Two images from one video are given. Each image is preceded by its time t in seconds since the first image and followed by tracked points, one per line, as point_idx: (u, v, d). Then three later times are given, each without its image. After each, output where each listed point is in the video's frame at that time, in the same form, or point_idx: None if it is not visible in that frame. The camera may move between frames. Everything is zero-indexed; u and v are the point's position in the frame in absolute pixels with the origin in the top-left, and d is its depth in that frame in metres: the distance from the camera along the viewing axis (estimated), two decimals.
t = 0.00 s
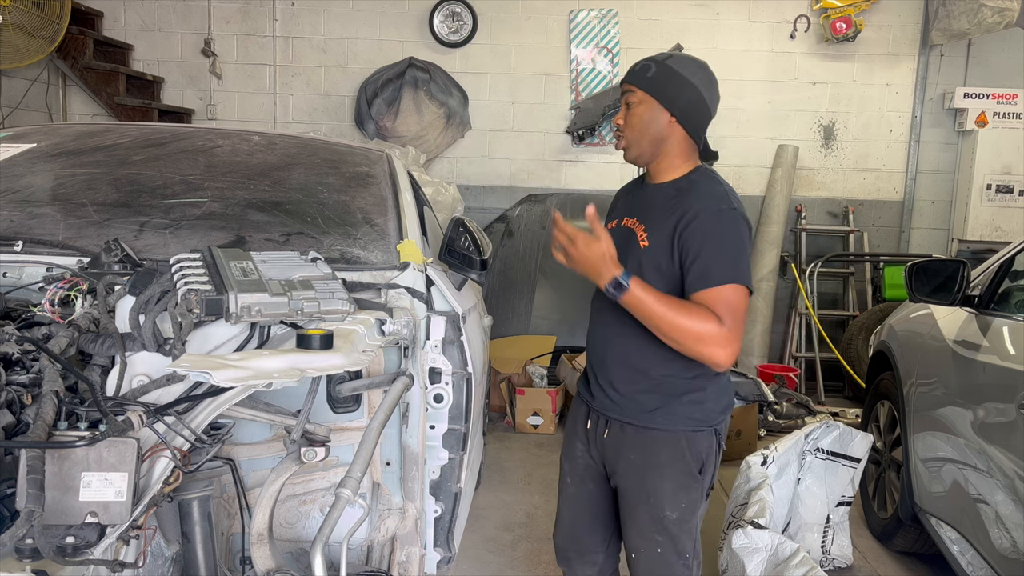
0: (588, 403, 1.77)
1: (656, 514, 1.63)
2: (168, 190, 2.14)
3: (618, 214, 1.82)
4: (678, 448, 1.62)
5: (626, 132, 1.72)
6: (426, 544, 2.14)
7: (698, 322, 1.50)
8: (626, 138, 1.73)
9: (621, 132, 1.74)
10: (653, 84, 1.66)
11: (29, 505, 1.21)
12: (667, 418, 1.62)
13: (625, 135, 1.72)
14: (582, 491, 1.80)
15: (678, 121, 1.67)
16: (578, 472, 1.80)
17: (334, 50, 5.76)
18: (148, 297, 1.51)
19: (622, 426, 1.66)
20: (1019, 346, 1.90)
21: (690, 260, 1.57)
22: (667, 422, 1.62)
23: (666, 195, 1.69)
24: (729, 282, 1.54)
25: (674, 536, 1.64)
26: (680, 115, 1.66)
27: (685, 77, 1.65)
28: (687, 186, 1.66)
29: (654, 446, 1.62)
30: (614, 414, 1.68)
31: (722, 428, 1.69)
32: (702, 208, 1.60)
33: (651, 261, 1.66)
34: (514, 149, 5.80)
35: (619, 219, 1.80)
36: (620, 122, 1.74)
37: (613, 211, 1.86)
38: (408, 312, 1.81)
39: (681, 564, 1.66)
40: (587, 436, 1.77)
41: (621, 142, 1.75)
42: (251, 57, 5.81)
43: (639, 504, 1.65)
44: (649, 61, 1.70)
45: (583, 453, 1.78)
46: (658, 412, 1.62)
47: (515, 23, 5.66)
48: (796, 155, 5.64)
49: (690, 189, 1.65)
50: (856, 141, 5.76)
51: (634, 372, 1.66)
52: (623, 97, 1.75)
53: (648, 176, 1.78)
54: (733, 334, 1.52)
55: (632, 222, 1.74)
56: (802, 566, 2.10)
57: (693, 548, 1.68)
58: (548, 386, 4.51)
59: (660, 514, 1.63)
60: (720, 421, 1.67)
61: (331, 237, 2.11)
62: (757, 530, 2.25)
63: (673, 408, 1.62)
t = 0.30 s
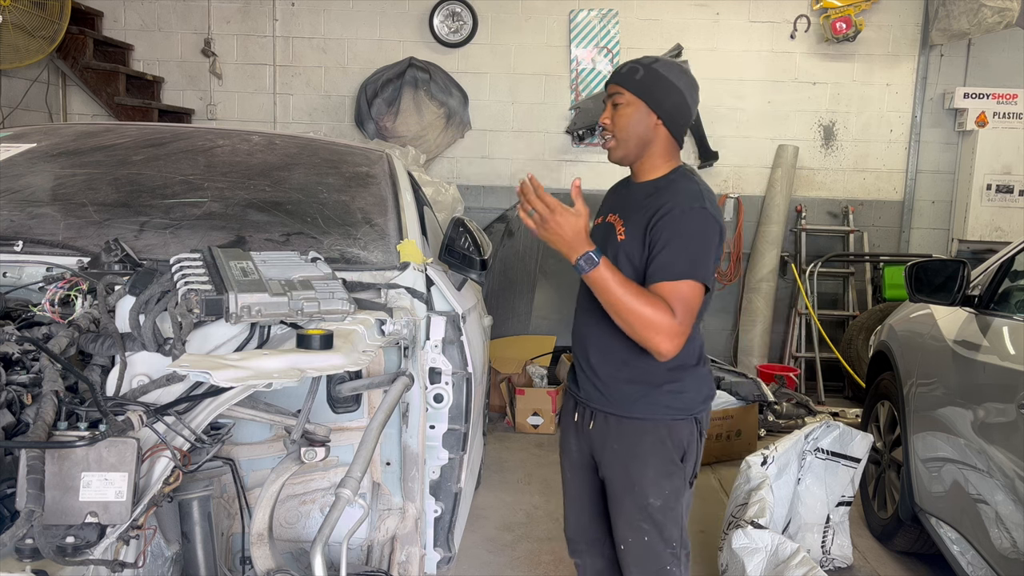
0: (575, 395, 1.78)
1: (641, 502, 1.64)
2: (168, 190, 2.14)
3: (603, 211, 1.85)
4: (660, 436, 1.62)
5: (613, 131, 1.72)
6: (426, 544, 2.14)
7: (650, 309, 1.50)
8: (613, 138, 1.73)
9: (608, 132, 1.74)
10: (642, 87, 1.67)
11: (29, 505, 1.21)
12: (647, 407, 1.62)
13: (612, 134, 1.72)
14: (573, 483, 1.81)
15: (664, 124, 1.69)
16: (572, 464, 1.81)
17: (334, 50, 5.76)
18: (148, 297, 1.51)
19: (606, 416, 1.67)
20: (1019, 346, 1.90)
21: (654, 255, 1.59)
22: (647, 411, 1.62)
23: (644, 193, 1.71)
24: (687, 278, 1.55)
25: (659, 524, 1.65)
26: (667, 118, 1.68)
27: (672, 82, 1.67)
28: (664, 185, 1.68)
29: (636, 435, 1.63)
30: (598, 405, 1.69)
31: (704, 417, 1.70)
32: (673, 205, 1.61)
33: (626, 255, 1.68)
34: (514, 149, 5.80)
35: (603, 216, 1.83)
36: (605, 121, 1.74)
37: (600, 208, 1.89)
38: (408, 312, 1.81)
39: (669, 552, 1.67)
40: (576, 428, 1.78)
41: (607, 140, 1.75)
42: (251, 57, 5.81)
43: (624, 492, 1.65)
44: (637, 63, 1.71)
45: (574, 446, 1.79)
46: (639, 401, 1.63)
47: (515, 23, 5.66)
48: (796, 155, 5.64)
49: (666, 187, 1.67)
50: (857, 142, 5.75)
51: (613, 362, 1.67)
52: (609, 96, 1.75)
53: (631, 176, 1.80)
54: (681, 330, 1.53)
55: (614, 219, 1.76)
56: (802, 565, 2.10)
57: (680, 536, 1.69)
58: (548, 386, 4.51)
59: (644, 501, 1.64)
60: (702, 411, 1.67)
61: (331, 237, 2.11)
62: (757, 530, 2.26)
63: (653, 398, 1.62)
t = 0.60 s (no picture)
0: (568, 389, 1.78)
1: (638, 490, 1.63)
2: (169, 190, 2.14)
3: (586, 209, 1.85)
4: (655, 425, 1.63)
5: (599, 135, 1.70)
6: (426, 544, 2.14)
7: (650, 298, 1.51)
8: (598, 142, 1.71)
9: (593, 136, 1.72)
10: (631, 93, 1.67)
11: (29, 504, 1.21)
12: (642, 397, 1.63)
13: (600, 137, 1.71)
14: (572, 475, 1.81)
15: (648, 129, 1.72)
16: (569, 456, 1.81)
17: (334, 50, 5.76)
18: (148, 297, 1.51)
19: (601, 407, 1.67)
20: (1019, 346, 1.90)
21: (649, 248, 1.59)
22: (643, 401, 1.62)
23: (630, 189, 1.71)
24: (683, 267, 1.56)
25: (656, 511, 1.64)
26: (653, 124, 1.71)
27: (657, 88, 1.69)
28: (650, 181, 1.69)
29: (632, 424, 1.63)
30: (593, 397, 1.69)
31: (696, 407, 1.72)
32: (663, 198, 1.62)
33: (619, 252, 1.68)
34: (513, 149, 5.80)
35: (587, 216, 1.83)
36: (592, 123, 1.71)
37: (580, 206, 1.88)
38: (408, 312, 1.81)
39: (665, 541, 1.67)
40: (571, 421, 1.78)
41: (591, 141, 1.73)
42: (251, 57, 5.81)
43: (621, 481, 1.65)
44: (620, 67, 1.70)
45: (570, 438, 1.79)
46: (633, 392, 1.63)
47: (515, 23, 5.66)
48: (796, 155, 5.65)
49: (653, 182, 1.68)
50: (857, 142, 5.75)
51: (607, 354, 1.67)
52: (591, 100, 1.73)
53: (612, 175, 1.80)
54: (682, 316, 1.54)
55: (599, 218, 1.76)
56: (802, 565, 2.09)
57: (676, 525, 1.69)
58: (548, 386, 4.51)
59: (642, 489, 1.63)
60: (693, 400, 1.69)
61: (331, 237, 2.11)
62: (757, 530, 2.26)
63: (649, 388, 1.63)
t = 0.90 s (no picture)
0: (562, 385, 1.75)
1: (639, 482, 1.64)
2: (169, 190, 2.14)
3: (579, 211, 1.85)
4: (656, 419, 1.63)
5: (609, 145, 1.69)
6: (426, 544, 2.14)
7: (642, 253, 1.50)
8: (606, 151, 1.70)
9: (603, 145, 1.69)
10: (640, 102, 1.68)
11: (29, 505, 1.21)
12: (643, 392, 1.62)
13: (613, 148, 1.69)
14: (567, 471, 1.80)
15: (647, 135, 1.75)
16: (565, 452, 1.80)
17: (334, 50, 5.76)
18: (148, 297, 1.51)
19: (600, 403, 1.66)
20: (1019, 346, 1.90)
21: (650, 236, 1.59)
22: (644, 396, 1.62)
23: (630, 189, 1.72)
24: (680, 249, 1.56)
25: (655, 503, 1.65)
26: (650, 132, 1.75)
27: (657, 96, 1.73)
28: (652, 180, 1.70)
29: (633, 419, 1.63)
30: (592, 393, 1.67)
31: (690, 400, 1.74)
32: (665, 190, 1.64)
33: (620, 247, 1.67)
34: (514, 149, 5.80)
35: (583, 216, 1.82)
36: (600, 133, 1.68)
37: (571, 209, 1.89)
38: (408, 312, 1.81)
39: (662, 533, 1.68)
40: (566, 417, 1.76)
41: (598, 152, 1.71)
42: (251, 57, 5.81)
43: (621, 475, 1.64)
44: (626, 75, 1.68)
45: (566, 435, 1.78)
46: (635, 387, 1.62)
47: (515, 23, 5.66)
48: (796, 155, 5.65)
49: (654, 180, 1.70)
50: (857, 142, 5.75)
51: (607, 349, 1.66)
52: (597, 106, 1.69)
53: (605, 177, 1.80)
54: (665, 287, 1.51)
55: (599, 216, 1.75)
56: (802, 565, 2.09)
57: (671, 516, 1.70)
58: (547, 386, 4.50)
59: (643, 481, 1.64)
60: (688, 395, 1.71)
61: (331, 237, 2.11)
62: (757, 530, 2.26)
63: (649, 383, 1.62)
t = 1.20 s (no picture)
0: (563, 382, 1.74)
1: (639, 477, 1.64)
2: (169, 190, 2.14)
3: (576, 211, 1.84)
4: (657, 414, 1.63)
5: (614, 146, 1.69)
6: (426, 544, 2.14)
7: (628, 245, 1.51)
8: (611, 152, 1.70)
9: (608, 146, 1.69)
10: (645, 105, 1.70)
11: (29, 505, 1.21)
12: (645, 387, 1.62)
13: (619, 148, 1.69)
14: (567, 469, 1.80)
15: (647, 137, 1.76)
16: (565, 449, 1.79)
17: (334, 50, 5.76)
18: (148, 297, 1.51)
19: (601, 399, 1.65)
20: (1019, 347, 1.90)
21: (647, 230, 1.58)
22: (645, 391, 1.62)
23: (630, 187, 1.72)
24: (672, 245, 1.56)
25: (654, 498, 1.65)
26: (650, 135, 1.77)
27: (659, 100, 1.75)
28: (650, 178, 1.70)
29: (635, 414, 1.63)
30: (593, 389, 1.66)
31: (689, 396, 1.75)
32: (663, 188, 1.64)
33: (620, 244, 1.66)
34: (514, 149, 5.80)
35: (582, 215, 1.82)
36: (607, 133, 1.68)
37: (568, 208, 1.88)
38: (408, 312, 1.81)
39: (659, 528, 1.68)
40: (566, 415, 1.75)
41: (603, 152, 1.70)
42: (251, 57, 5.81)
43: (621, 470, 1.64)
44: (630, 76, 1.70)
45: (566, 432, 1.77)
46: (637, 382, 1.62)
47: (515, 23, 5.66)
48: (796, 155, 5.65)
49: (653, 179, 1.69)
50: (857, 142, 5.75)
51: (608, 345, 1.66)
52: (602, 107, 1.69)
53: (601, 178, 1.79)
54: (650, 282, 1.51)
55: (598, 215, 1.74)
56: (802, 565, 2.09)
57: (668, 512, 1.71)
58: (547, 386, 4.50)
59: (643, 476, 1.64)
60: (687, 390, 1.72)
61: (331, 237, 2.11)
62: (757, 530, 2.26)
63: (650, 378, 1.63)
